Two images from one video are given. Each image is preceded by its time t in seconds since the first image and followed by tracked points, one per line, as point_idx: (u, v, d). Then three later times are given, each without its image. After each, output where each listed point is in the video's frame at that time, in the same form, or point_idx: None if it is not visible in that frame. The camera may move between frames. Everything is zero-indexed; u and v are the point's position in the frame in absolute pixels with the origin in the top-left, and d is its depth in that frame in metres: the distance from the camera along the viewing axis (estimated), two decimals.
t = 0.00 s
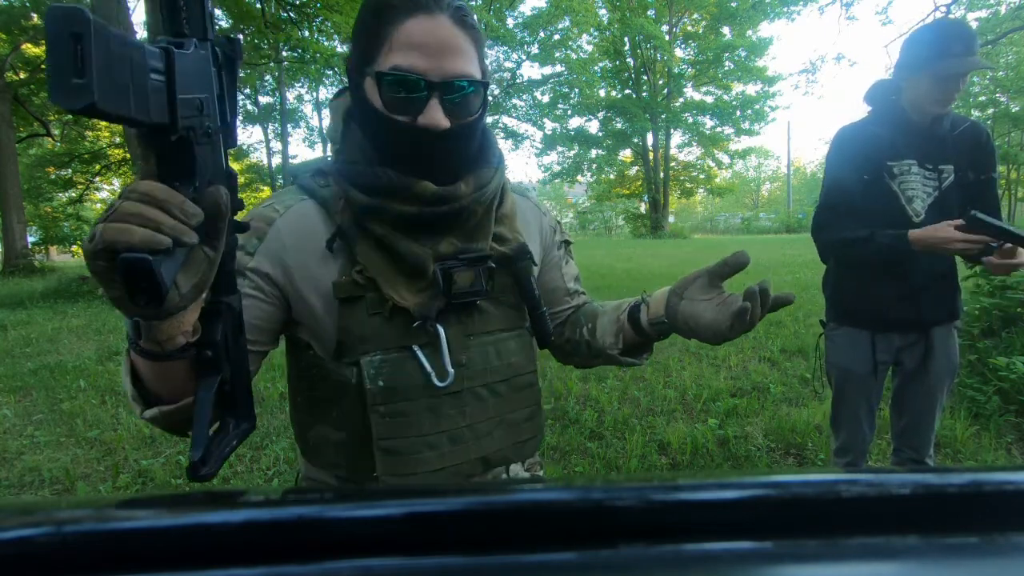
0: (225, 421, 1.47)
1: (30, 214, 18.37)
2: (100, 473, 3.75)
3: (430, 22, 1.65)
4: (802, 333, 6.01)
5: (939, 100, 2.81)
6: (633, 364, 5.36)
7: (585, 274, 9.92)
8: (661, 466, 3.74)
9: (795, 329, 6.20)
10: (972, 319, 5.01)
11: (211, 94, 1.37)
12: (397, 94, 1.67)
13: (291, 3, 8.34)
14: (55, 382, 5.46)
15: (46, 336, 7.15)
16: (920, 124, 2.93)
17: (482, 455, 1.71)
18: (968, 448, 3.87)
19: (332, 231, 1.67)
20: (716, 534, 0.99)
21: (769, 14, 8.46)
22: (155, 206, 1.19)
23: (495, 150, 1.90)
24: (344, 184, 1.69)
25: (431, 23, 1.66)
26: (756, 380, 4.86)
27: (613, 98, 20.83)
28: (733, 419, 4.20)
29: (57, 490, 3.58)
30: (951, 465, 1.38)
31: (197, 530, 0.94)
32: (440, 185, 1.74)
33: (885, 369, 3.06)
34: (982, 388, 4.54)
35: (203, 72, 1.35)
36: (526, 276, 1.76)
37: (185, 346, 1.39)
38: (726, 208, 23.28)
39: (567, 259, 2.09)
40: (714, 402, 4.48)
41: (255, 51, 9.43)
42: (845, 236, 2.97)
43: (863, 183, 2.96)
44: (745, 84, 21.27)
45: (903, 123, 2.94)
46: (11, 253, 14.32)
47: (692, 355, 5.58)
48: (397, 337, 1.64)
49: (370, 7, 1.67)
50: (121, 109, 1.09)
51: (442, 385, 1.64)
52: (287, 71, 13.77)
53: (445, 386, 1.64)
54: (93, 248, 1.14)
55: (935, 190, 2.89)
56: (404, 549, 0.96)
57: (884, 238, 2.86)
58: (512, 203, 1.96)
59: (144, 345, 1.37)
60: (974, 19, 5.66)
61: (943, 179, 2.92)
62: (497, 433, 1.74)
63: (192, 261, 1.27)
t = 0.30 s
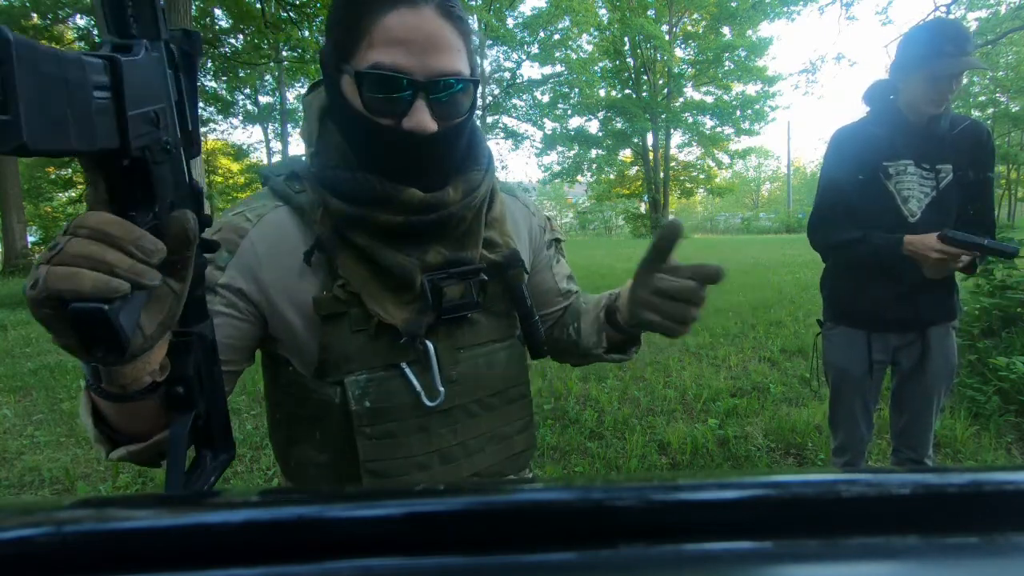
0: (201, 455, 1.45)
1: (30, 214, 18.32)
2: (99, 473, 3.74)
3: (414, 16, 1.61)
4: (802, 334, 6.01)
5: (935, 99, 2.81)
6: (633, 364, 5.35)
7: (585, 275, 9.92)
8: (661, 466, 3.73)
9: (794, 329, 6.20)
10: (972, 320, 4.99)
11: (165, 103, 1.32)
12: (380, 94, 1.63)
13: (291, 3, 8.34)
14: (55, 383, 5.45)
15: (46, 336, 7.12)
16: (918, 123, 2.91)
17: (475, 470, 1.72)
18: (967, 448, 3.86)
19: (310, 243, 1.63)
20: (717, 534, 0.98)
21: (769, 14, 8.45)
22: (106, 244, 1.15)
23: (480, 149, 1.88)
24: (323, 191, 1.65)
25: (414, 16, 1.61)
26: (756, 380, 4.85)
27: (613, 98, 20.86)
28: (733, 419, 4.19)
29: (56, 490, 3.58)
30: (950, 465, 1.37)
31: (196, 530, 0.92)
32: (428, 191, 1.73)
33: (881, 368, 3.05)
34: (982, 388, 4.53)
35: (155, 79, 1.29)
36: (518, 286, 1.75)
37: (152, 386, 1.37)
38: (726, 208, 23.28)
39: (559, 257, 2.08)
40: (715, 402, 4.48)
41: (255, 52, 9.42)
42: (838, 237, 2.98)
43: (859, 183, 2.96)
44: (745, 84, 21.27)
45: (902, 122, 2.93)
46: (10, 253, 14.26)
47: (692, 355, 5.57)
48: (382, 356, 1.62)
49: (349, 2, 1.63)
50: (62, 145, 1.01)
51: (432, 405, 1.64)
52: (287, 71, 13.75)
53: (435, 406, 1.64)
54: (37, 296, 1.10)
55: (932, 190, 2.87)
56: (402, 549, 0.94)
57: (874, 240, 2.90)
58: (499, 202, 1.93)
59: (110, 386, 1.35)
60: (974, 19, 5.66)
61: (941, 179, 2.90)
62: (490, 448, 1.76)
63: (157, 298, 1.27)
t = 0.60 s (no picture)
0: (190, 464, 1.42)
1: (30, 214, 18.30)
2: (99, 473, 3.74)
3: (408, 14, 1.59)
4: (802, 333, 6.00)
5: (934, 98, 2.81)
6: (633, 364, 5.34)
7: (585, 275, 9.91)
8: (661, 466, 3.73)
9: (795, 329, 6.20)
10: (972, 319, 4.99)
11: (134, 97, 1.31)
12: (372, 92, 1.61)
13: (291, 3, 8.33)
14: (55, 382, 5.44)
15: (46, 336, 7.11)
16: (918, 123, 2.91)
17: (470, 475, 1.71)
18: (967, 448, 3.86)
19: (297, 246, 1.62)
20: (716, 534, 0.98)
21: (769, 14, 8.44)
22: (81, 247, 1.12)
23: (472, 149, 1.87)
24: (312, 193, 1.64)
25: (409, 13, 1.59)
26: (756, 380, 4.85)
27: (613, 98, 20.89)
28: (733, 419, 4.19)
29: (57, 490, 3.57)
30: (950, 465, 1.37)
31: (195, 530, 0.92)
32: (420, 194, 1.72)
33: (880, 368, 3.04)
34: (982, 388, 4.53)
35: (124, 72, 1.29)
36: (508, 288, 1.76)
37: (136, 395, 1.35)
38: (726, 208, 23.28)
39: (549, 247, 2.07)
40: (715, 402, 4.47)
41: (255, 52, 9.42)
42: (837, 238, 2.98)
43: (859, 183, 2.96)
44: (745, 84, 21.25)
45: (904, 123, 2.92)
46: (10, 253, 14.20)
47: (692, 355, 5.57)
48: (375, 361, 1.60)
49: (340, 1, 1.61)
50: (25, 138, 1.01)
51: (426, 411, 1.62)
52: (287, 72, 13.75)
53: (429, 412, 1.63)
54: (9, 304, 1.06)
55: (931, 190, 2.87)
56: (403, 549, 0.94)
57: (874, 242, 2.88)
58: (488, 204, 1.93)
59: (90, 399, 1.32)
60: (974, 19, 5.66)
61: (940, 179, 2.88)
62: (484, 452, 1.75)
63: (138, 302, 1.24)
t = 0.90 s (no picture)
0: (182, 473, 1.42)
1: (30, 214, 18.26)
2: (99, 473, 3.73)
3: (403, 12, 1.59)
4: (802, 333, 6.00)
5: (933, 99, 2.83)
6: (633, 364, 5.34)
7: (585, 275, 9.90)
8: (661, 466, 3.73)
9: (795, 329, 6.20)
10: (972, 319, 5.00)
11: (135, 101, 1.32)
12: (369, 95, 1.63)
13: (291, 3, 8.31)
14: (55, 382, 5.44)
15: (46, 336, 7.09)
16: (921, 124, 2.91)
17: (469, 475, 1.71)
18: (967, 448, 3.86)
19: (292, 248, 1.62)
20: (716, 534, 0.98)
21: (769, 14, 8.44)
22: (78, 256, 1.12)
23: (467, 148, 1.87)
24: (306, 193, 1.64)
25: (405, 11, 1.59)
26: (756, 380, 4.85)
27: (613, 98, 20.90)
28: (733, 419, 4.19)
29: (57, 490, 3.57)
30: (950, 467, 1.37)
31: (196, 530, 0.92)
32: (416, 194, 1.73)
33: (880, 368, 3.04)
34: (982, 388, 4.53)
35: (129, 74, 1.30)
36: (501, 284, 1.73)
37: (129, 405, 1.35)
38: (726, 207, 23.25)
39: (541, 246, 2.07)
40: (714, 402, 4.47)
41: (255, 52, 9.41)
42: (836, 240, 3.00)
43: (861, 182, 2.97)
44: (745, 84, 21.24)
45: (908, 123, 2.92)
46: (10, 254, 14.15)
47: (692, 355, 5.57)
48: (372, 362, 1.61)
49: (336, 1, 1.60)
50: (29, 145, 1.01)
51: (426, 411, 1.63)
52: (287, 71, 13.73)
53: (428, 412, 1.63)
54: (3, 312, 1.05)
55: (933, 190, 2.86)
56: (404, 548, 0.94)
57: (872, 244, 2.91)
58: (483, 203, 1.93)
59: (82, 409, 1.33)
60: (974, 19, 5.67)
61: (944, 179, 2.88)
62: (483, 452, 1.75)
63: (137, 310, 1.22)
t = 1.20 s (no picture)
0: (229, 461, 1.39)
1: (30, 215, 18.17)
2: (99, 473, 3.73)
3: (451, 45, 1.65)
4: (802, 333, 6.00)
5: (942, 99, 2.80)
6: (633, 364, 5.34)
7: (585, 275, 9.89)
8: (661, 466, 3.73)
9: (795, 329, 6.20)
10: (972, 319, 4.99)
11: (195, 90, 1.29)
12: (410, 117, 1.65)
13: (290, 3, 8.31)
14: (55, 382, 5.43)
15: (46, 336, 7.09)
16: (930, 124, 2.90)
17: (490, 451, 1.72)
18: (967, 448, 3.86)
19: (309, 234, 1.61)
20: (716, 534, 0.98)
21: (769, 14, 8.44)
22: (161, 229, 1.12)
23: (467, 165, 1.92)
24: (324, 183, 1.64)
25: (453, 46, 1.65)
26: (756, 380, 4.85)
27: (613, 98, 20.93)
28: (733, 419, 4.19)
29: (57, 490, 3.58)
30: (950, 466, 1.37)
31: (195, 531, 0.92)
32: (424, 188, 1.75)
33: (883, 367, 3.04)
34: (982, 389, 4.52)
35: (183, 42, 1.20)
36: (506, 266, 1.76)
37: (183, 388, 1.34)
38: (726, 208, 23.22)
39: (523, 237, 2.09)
40: (714, 402, 4.47)
41: (255, 52, 9.40)
42: (838, 241, 3.01)
43: (868, 181, 2.97)
44: (745, 84, 21.21)
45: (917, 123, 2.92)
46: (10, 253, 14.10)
47: (692, 355, 5.56)
48: (394, 339, 1.59)
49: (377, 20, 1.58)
50: (146, 118, 1.07)
51: (450, 383, 1.62)
52: (288, 71, 13.71)
53: (452, 384, 1.62)
54: (97, 286, 1.08)
55: (941, 192, 2.86)
56: (405, 548, 0.94)
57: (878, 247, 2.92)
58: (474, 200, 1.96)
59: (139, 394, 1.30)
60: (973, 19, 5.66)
61: (954, 180, 2.87)
62: (501, 428, 1.76)
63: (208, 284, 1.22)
